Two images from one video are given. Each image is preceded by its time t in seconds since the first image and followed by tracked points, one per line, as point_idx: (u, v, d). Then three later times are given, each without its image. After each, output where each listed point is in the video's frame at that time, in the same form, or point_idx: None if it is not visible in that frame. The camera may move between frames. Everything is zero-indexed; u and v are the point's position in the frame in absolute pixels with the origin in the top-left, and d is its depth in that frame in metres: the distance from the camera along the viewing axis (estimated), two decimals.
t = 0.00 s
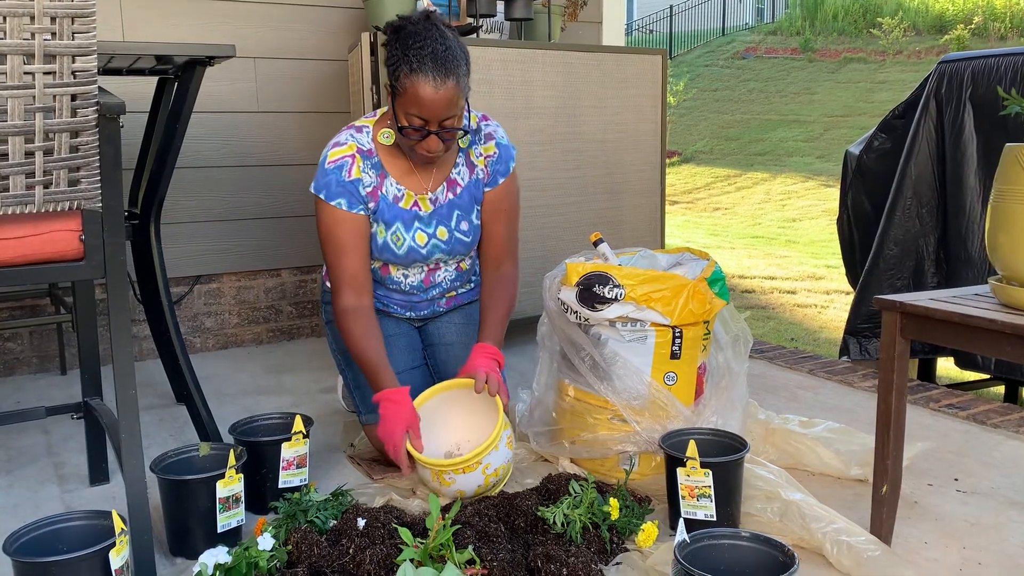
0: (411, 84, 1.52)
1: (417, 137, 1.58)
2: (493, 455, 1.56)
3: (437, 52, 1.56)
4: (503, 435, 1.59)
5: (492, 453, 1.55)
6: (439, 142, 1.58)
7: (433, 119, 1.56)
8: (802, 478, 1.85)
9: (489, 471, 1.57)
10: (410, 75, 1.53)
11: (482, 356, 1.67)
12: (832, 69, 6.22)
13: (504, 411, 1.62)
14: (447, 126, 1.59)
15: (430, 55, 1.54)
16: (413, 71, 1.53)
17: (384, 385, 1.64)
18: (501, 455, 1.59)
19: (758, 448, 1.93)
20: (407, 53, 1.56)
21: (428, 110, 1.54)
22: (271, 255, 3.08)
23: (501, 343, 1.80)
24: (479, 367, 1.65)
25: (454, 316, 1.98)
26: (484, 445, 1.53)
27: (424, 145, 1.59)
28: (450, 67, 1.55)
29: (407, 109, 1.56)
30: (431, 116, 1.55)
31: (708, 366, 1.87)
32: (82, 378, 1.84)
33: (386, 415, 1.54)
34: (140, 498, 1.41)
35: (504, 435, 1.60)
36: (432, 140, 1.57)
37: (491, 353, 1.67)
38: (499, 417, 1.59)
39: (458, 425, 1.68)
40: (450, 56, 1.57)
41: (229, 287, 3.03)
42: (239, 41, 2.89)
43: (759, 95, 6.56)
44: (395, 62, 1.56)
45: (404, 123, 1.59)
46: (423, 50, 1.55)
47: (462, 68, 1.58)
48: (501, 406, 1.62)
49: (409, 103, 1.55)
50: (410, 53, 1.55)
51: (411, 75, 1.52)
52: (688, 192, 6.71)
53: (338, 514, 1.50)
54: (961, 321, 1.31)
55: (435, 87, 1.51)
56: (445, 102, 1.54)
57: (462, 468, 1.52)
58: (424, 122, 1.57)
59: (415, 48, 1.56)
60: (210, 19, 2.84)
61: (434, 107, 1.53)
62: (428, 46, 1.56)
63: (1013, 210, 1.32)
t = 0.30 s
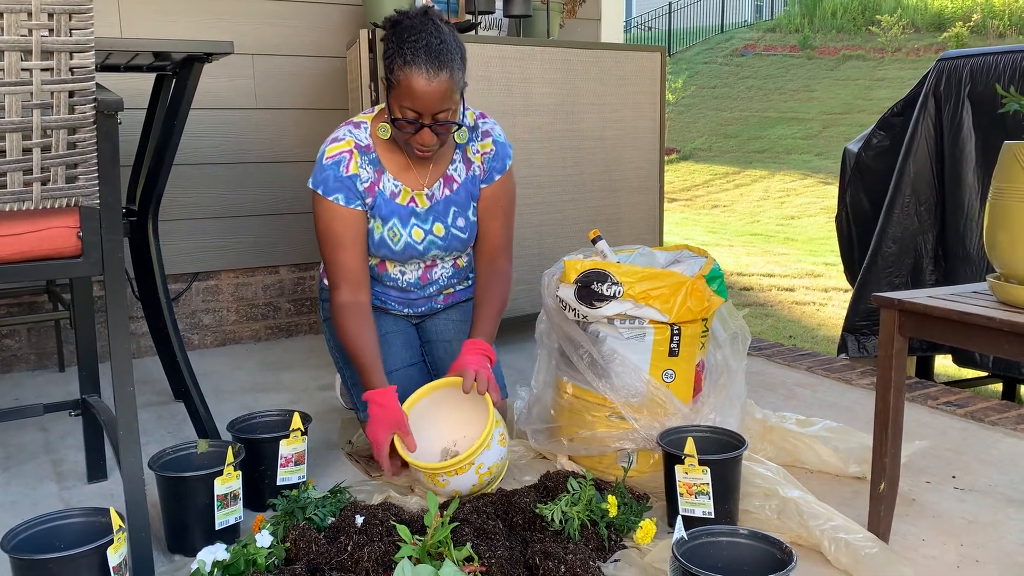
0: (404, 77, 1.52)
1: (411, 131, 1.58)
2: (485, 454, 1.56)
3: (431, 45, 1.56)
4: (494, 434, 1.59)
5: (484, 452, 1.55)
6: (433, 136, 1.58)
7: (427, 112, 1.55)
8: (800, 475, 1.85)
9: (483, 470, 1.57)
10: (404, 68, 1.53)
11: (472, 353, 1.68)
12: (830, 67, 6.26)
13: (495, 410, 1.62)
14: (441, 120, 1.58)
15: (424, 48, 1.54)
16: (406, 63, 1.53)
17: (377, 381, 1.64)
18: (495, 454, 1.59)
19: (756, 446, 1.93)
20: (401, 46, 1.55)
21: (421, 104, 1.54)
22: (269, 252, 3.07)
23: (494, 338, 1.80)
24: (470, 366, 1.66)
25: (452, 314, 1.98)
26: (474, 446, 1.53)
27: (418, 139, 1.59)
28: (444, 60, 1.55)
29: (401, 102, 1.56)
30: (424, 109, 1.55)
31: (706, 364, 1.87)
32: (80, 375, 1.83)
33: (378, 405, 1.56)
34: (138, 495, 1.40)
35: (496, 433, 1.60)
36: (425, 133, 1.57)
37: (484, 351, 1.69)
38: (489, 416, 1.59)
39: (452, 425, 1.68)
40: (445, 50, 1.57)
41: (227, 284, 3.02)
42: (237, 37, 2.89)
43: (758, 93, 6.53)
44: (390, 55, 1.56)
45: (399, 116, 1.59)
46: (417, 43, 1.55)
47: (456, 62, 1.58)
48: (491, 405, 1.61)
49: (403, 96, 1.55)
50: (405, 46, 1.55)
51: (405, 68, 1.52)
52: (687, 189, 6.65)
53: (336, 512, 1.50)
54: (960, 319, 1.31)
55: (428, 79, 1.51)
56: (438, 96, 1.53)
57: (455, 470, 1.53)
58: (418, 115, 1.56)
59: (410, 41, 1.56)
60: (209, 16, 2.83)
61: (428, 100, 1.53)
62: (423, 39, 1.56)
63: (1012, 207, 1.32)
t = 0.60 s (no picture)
0: (397, 74, 1.52)
1: (405, 128, 1.58)
2: (480, 458, 1.56)
3: (424, 41, 1.56)
4: (491, 438, 1.59)
5: (479, 456, 1.55)
6: (427, 132, 1.58)
7: (421, 109, 1.55)
8: (797, 475, 1.85)
9: (479, 474, 1.56)
10: (396, 65, 1.53)
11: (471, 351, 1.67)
12: (828, 66, 6.27)
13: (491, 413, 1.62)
14: (436, 117, 1.58)
15: (416, 45, 1.54)
16: (399, 60, 1.52)
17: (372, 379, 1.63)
18: (490, 458, 1.58)
19: (753, 446, 1.93)
20: (394, 43, 1.56)
21: (414, 100, 1.53)
22: (267, 252, 3.07)
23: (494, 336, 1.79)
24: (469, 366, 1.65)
25: (450, 313, 1.98)
26: (470, 450, 1.53)
27: (413, 137, 1.58)
28: (437, 56, 1.55)
29: (394, 99, 1.55)
30: (418, 105, 1.54)
31: (704, 363, 1.87)
32: (78, 375, 1.83)
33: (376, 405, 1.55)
34: (135, 495, 1.40)
35: (491, 438, 1.59)
36: (419, 130, 1.56)
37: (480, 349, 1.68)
38: (486, 419, 1.59)
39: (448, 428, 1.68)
40: (437, 46, 1.57)
41: (225, 284, 3.02)
42: (234, 37, 2.88)
43: (756, 92, 6.55)
44: (383, 53, 1.57)
45: (393, 114, 1.58)
46: (410, 40, 1.55)
47: (449, 57, 1.57)
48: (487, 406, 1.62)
49: (396, 92, 1.54)
50: (397, 43, 1.55)
51: (397, 64, 1.52)
52: (684, 190, 6.63)
53: (334, 511, 1.50)
54: (956, 319, 1.31)
55: (421, 75, 1.51)
56: (431, 92, 1.53)
57: (449, 474, 1.52)
58: (412, 111, 1.56)
59: (402, 39, 1.56)
60: (206, 15, 2.83)
61: (421, 96, 1.53)
62: (415, 36, 1.56)
63: (1009, 207, 1.32)
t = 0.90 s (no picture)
0: (393, 79, 1.52)
1: (404, 132, 1.58)
2: (484, 454, 1.56)
3: (417, 44, 1.56)
4: (497, 437, 1.59)
5: (482, 451, 1.55)
6: (427, 135, 1.58)
7: (419, 113, 1.55)
8: (794, 476, 1.85)
9: (479, 471, 1.56)
10: (392, 70, 1.53)
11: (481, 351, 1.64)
12: (825, 67, 6.25)
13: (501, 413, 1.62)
14: (434, 119, 1.58)
15: (410, 49, 1.54)
16: (394, 66, 1.53)
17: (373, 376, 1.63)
18: (494, 457, 1.58)
19: (750, 447, 1.94)
20: (387, 48, 1.56)
21: (412, 105, 1.54)
22: (265, 252, 3.07)
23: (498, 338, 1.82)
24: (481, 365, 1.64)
25: (447, 313, 1.98)
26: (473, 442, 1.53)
27: (412, 140, 1.58)
28: (431, 58, 1.55)
29: (392, 104, 1.56)
30: (416, 109, 1.54)
31: (701, 364, 1.87)
32: (74, 376, 1.83)
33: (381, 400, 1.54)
34: (132, 496, 1.40)
35: (498, 436, 1.60)
36: (419, 133, 1.57)
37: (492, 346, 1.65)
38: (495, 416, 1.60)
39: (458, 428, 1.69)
40: (430, 48, 1.57)
41: (222, 284, 3.02)
42: (231, 37, 2.88)
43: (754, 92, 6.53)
44: (377, 58, 1.57)
45: (391, 119, 1.58)
46: (403, 44, 1.55)
47: (443, 58, 1.58)
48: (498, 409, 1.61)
49: (393, 98, 1.54)
50: (391, 47, 1.55)
51: (393, 70, 1.53)
52: (681, 190, 6.76)
53: (331, 512, 1.50)
54: (952, 320, 1.32)
55: (417, 80, 1.51)
56: (427, 96, 1.53)
57: (451, 464, 1.53)
58: (410, 116, 1.56)
59: (395, 42, 1.56)
60: (204, 15, 2.83)
61: (419, 99, 1.53)
62: (408, 39, 1.56)
63: (1005, 209, 1.33)
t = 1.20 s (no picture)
0: (390, 72, 1.53)
1: (400, 126, 1.57)
2: (472, 444, 1.55)
3: (414, 39, 1.57)
4: (490, 429, 1.58)
5: (469, 438, 1.55)
6: (424, 129, 1.57)
7: (416, 106, 1.55)
8: (791, 477, 1.86)
9: (464, 459, 1.55)
10: (389, 63, 1.53)
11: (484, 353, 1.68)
12: (823, 68, 6.28)
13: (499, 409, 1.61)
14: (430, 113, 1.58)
15: (406, 43, 1.55)
16: (391, 59, 1.53)
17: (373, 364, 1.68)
18: (483, 451, 1.57)
19: (747, 447, 1.94)
20: (383, 43, 1.56)
21: (409, 96, 1.53)
22: (262, 252, 3.07)
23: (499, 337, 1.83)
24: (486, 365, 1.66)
25: (445, 313, 1.98)
26: (461, 427, 1.53)
27: (409, 135, 1.58)
28: (428, 52, 1.56)
29: (388, 96, 1.55)
30: (413, 102, 1.54)
31: (698, 366, 1.88)
32: (72, 376, 1.83)
33: (387, 377, 1.59)
34: (130, 496, 1.40)
35: (492, 431, 1.59)
36: (416, 127, 1.56)
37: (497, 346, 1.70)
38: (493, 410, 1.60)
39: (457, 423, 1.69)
40: (427, 42, 1.58)
41: (220, 284, 3.02)
42: (229, 38, 2.88)
43: (751, 94, 6.56)
44: (373, 53, 1.57)
45: (388, 113, 1.58)
46: (399, 39, 1.56)
47: (439, 53, 1.58)
48: (496, 404, 1.61)
49: (389, 90, 1.54)
50: (387, 42, 1.56)
51: (390, 63, 1.53)
52: (680, 191, 6.83)
53: (329, 512, 1.50)
54: (949, 321, 1.32)
55: (414, 72, 1.52)
56: (424, 88, 1.53)
57: (438, 444, 1.54)
58: (407, 108, 1.56)
59: (392, 37, 1.57)
60: (201, 15, 2.82)
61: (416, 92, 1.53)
62: (404, 34, 1.57)
63: (1001, 210, 1.33)
